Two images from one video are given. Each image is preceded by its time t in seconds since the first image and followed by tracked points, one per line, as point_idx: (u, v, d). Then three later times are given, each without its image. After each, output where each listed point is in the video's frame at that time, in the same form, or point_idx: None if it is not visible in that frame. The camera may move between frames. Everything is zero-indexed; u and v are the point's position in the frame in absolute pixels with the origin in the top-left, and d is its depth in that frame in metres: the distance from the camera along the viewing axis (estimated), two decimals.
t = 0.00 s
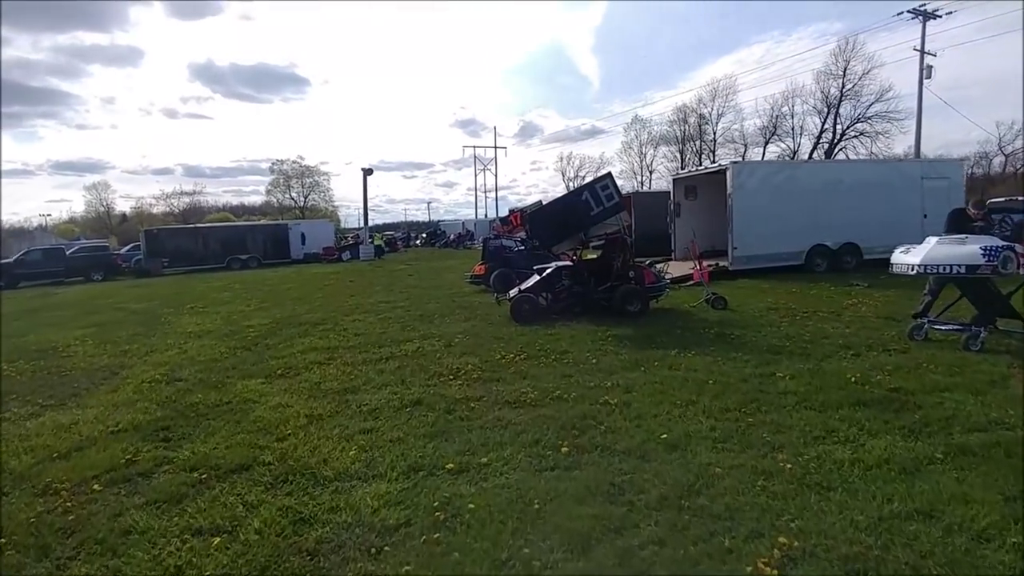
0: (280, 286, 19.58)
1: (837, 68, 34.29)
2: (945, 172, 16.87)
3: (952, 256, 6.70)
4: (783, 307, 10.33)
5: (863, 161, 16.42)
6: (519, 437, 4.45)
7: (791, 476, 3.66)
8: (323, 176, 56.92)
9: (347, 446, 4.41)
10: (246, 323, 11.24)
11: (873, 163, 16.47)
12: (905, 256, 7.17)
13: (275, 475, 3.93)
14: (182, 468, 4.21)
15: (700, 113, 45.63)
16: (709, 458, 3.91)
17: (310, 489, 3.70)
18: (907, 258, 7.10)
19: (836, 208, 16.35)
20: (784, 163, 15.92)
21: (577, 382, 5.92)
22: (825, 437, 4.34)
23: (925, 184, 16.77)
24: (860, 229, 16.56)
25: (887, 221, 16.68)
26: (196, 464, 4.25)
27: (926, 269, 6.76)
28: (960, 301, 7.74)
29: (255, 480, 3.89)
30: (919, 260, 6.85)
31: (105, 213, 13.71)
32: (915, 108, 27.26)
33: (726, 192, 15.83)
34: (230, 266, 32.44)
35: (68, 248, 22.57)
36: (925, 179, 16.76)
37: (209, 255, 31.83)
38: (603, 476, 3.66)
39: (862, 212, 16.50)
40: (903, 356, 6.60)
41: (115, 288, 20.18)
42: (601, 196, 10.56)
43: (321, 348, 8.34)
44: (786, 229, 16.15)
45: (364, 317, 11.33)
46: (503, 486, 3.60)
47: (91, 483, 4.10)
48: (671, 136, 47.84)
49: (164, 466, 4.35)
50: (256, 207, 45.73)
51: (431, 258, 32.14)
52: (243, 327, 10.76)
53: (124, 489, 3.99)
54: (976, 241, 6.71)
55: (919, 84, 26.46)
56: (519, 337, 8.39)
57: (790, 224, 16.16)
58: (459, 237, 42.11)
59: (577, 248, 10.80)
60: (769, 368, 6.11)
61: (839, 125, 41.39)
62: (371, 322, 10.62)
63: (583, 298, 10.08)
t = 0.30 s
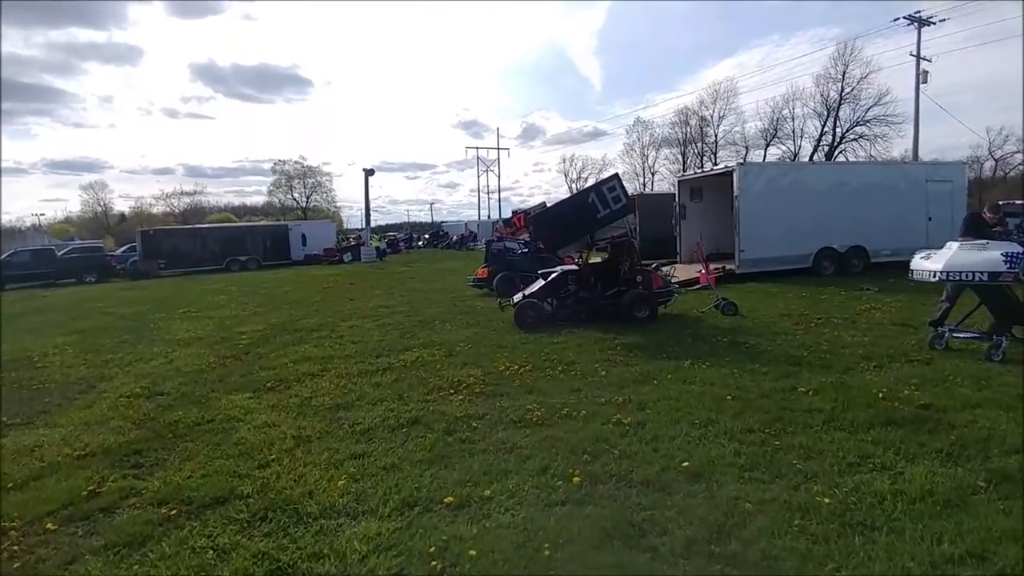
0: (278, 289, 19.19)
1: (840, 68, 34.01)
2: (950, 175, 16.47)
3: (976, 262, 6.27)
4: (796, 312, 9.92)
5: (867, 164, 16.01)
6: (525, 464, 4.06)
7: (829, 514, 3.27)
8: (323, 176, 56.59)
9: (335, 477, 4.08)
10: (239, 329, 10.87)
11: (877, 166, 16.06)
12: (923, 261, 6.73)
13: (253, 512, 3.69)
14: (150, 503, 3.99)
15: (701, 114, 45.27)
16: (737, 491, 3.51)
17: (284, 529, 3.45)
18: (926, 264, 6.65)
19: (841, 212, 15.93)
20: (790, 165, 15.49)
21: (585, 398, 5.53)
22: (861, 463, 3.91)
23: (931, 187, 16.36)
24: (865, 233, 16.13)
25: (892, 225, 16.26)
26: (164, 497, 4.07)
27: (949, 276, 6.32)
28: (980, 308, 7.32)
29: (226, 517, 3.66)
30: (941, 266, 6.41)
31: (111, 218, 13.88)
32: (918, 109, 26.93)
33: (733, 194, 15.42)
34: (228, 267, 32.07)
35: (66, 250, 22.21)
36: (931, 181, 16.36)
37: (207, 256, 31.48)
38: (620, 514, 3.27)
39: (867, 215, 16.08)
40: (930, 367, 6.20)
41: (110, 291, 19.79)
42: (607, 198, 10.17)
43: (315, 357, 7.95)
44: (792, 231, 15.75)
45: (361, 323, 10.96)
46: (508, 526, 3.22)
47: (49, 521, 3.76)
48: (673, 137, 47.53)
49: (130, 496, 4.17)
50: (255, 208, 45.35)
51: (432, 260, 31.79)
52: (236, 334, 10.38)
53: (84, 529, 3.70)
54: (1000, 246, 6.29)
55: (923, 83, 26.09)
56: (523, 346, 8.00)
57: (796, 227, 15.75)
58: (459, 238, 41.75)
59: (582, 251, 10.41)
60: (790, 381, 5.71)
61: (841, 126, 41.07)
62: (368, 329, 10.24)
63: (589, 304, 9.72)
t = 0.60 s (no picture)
0: (273, 295, 18.76)
1: (841, 73, 33.83)
2: (962, 177, 16.09)
3: (1014, 265, 5.88)
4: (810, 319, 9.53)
5: (878, 165, 15.65)
6: (537, 490, 3.66)
7: (888, 553, 2.86)
8: (322, 181, 56.25)
9: (325, 504, 3.67)
10: (232, 336, 10.45)
11: (888, 167, 15.69)
12: (957, 265, 6.35)
13: (233, 547, 3.27)
14: (122, 533, 3.57)
15: (701, 117, 45.08)
16: (778, 524, 3.10)
17: (268, 569, 3.03)
18: (958, 268, 6.28)
19: (851, 214, 15.58)
20: (798, 167, 15.15)
21: (597, 413, 5.12)
22: (912, 490, 3.50)
23: (942, 188, 15.98)
24: (875, 236, 15.77)
25: (903, 227, 15.91)
26: (138, 528, 3.63)
27: (984, 280, 5.93)
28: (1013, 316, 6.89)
29: (203, 554, 3.24)
30: (976, 270, 6.03)
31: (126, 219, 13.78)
32: (919, 113, 26.67)
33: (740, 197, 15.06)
34: (224, 273, 31.62)
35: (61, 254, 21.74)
36: (942, 183, 15.98)
37: (203, 261, 31.05)
38: (649, 553, 2.86)
39: (877, 217, 15.72)
40: (964, 378, 5.81)
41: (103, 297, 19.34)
42: (613, 200, 9.82)
43: (309, 367, 7.54)
44: (800, 234, 15.38)
45: (358, 330, 10.54)
46: (522, 568, 2.80)
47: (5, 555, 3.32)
48: (673, 142, 47.34)
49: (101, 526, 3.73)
50: (252, 212, 44.92)
51: (430, 265, 31.42)
52: (227, 341, 9.95)
53: (49, 562, 3.27)
54: None
55: (925, 86, 25.88)
56: (528, 355, 7.60)
57: (804, 231, 15.40)
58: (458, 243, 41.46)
59: (587, 256, 10.03)
60: (815, 398, 5.31)
61: (841, 130, 40.92)
62: (365, 337, 9.83)
63: (595, 310, 9.34)
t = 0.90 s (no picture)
0: (268, 296, 18.29)
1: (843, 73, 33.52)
2: (978, 178, 15.56)
3: None
4: (826, 326, 9.13)
5: (890, 165, 15.23)
6: (549, 529, 3.23)
7: None
8: (320, 180, 55.80)
9: (309, 543, 3.24)
10: (223, 340, 10.01)
11: (901, 167, 15.27)
12: (993, 272, 5.95)
13: None
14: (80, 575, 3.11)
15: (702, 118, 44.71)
16: None
17: None
18: (996, 275, 5.88)
19: (862, 216, 15.16)
20: (809, 167, 14.74)
21: (611, 433, 4.70)
22: (977, 533, 3.11)
23: (958, 189, 15.48)
24: (888, 238, 15.34)
25: (916, 229, 15.48)
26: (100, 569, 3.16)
27: None
28: None
29: None
30: (1014, 278, 5.63)
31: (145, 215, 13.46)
32: (924, 112, 26.32)
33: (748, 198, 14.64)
34: (220, 272, 31.15)
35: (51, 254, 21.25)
36: (956, 184, 15.55)
37: (198, 261, 30.57)
38: None
39: (890, 219, 15.30)
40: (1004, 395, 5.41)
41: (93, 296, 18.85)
42: (621, 201, 9.39)
43: (300, 375, 7.10)
44: (810, 237, 14.97)
45: (353, 335, 10.10)
46: None
47: None
48: (674, 142, 46.99)
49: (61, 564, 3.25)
50: (249, 212, 44.43)
51: (428, 266, 30.99)
52: (216, 346, 9.51)
53: None
54: None
55: (929, 86, 25.58)
56: (534, 363, 7.19)
57: (814, 234, 14.99)
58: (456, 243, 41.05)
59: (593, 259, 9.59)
60: (846, 420, 4.91)
61: (843, 131, 40.61)
62: (361, 342, 9.39)
63: (602, 316, 8.92)
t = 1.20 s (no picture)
0: (256, 298, 17.79)
1: (840, 76, 33.39)
2: (981, 180, 15.33)
3: None
4: (835, 332, 8.79)
5: (896, 166, 14.90)
6: (553, 568, 2.82)
7: None
8: (314, 181, 55.28)
9: None
10: (205, 345, 9.53)
11: (906, 169, 14.95)
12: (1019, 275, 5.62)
13: None
14: None
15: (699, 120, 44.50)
16: None
17: None
18: None
19: (867, 218, 14.82)
20: (814, 168, 14.39)
21: (618, 450, 4.30)
22: None
23: (960, 192, 15.28)
24: (892, 241, 15.02)
25: (921, 231, 15.16)
26: None
27: None
28: None
29: None
30: None
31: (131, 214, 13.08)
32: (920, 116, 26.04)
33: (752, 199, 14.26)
34: (211, 273, 30.59)
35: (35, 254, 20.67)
36: (960, 186, 15.26)
37: (188, 262, 29.97)
38: None
39: (894, 222, 14.97)
40: None
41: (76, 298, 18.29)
42: (624, 200, 9.03)
43: (282, 383, 6.66)
44: (813, 240, 14.62)
45: (342, 339, 9.64)
46: None
47: None
48: (670, 145, 46.77)
49: None
50: (242, 211, 43.76)
51: (422, 267, 30.57)
52: (197, 351, 9.04)
53: None
54: None
55: (927, 89, 25.44)
56: (532, 371, 6.78)
57: (818, 236, 14.63)
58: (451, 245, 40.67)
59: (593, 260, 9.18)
60: (872, 435, 4.55)
61: (840, 134, 40.51)
62: (349, 347, 8.94)
63: (603, 320, 8.48)
